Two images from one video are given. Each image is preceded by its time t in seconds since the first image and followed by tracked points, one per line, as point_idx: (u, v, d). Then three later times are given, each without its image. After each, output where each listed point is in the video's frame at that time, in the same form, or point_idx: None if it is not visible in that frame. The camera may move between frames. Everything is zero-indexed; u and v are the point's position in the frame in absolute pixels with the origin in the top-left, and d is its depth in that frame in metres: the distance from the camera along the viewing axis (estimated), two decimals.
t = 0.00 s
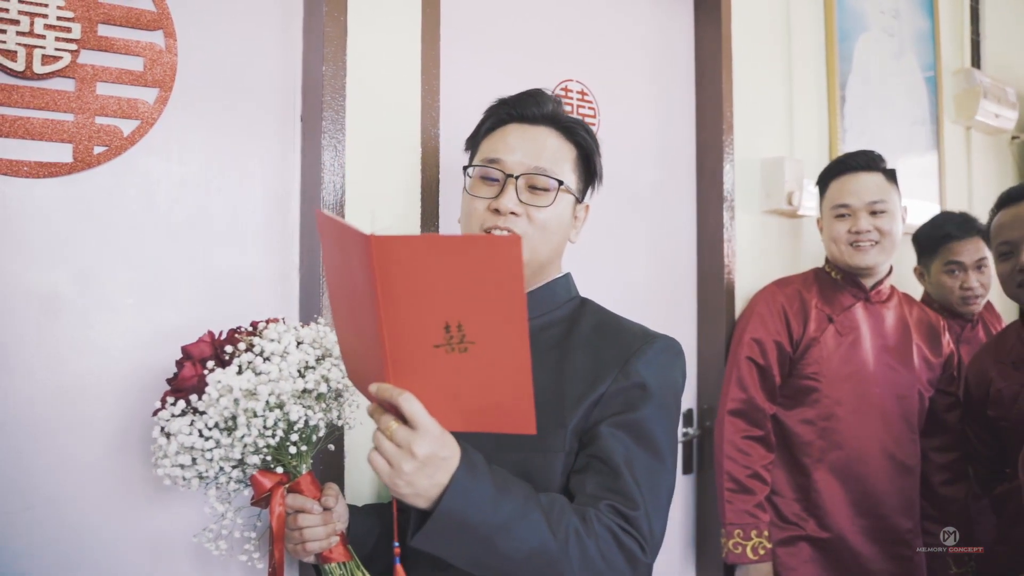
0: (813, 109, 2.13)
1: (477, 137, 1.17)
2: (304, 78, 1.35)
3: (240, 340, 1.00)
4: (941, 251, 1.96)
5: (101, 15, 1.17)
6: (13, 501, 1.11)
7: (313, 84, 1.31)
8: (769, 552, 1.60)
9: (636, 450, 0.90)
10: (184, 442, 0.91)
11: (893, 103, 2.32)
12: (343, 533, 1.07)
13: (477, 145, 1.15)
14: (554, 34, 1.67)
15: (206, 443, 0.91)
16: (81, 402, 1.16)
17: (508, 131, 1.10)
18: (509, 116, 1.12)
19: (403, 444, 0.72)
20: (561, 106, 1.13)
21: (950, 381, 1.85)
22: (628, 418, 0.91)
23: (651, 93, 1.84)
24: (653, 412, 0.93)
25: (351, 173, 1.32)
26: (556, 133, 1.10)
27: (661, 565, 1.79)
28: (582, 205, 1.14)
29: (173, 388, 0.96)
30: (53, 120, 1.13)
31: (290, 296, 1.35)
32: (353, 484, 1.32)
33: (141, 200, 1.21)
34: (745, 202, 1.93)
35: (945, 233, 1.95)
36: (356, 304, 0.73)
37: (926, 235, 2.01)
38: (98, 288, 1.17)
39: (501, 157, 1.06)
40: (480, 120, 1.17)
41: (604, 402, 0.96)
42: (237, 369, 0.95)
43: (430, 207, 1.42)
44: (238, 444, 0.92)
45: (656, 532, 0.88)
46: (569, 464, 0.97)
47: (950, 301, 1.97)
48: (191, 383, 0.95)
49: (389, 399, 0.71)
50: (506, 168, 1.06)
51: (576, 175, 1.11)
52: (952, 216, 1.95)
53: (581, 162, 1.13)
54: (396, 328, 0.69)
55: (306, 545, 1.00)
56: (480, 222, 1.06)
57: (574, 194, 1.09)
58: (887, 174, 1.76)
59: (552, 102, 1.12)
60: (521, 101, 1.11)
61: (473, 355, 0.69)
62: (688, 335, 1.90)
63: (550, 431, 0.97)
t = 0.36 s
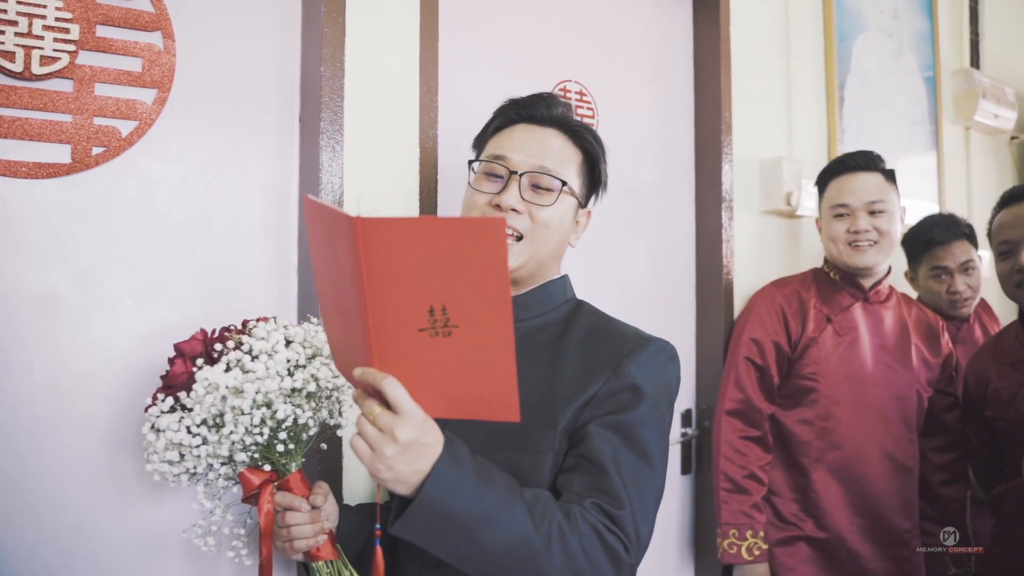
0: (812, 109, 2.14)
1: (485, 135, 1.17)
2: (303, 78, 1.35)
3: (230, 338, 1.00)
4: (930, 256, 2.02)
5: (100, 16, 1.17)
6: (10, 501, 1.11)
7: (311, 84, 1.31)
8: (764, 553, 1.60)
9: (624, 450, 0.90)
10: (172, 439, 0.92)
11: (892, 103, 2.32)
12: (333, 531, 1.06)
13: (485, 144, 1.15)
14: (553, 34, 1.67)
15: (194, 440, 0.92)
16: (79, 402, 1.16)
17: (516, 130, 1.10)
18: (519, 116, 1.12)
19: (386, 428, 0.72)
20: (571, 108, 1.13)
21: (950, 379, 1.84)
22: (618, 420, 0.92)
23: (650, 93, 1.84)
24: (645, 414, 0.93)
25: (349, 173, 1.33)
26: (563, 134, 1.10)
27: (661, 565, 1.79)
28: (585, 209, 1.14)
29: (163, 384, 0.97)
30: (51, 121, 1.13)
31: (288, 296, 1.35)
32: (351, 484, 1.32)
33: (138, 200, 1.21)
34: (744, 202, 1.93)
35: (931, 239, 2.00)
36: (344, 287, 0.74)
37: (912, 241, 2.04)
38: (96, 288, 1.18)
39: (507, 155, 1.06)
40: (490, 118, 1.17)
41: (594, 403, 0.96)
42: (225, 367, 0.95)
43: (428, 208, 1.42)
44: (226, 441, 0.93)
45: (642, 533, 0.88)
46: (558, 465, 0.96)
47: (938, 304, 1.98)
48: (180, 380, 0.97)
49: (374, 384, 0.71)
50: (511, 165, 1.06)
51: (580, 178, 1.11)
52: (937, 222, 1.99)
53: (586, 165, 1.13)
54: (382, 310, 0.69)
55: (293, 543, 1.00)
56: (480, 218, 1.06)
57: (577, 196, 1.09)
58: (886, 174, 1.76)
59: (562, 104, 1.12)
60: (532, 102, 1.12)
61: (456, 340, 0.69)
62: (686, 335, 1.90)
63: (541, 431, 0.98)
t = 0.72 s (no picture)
0: (811, 109, 2.14)
1: (481, 136, 1.17)
2: (300, 79, 1.35)
3: (217, 340, 1.00)
4: (932, 254, 2.02)
5: (96, 16, 1.17)
6: (6, 501, 1.11)
7: (308, 85, 1.31)
8: (763, 552, 1.59)
9: (616, 452, 0.90)
10: (160, 441, 0.92)
11: (890, 103, 2.32)
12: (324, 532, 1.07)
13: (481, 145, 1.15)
14: (551, 34, 1.67)
15: (181, 442, 0.92)
16: (76, 403, 1.16)
17: (512, 131, 1.09)
18: (515, 117, 1.12)
19: (374, 426, 0.72)
20: (568, 110, 1.13)
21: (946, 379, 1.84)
22: (610, 422, 0.92)
23: (648, 92, 1.84)
24: (638, 417, 0.93)
25: (345, 173, 1.33)
26: (559, 135, 1.10)
27: (658, 565, 1.79)
28: (580, 210, 1.14)
29: (151, 387, 0.97)
30: (48, 121, 1.13)
31: (285, 296, 1.35)
32: (347, 484, 1.32)
33: (135, 200, 1.21)
34: (742, 202, 1.93)
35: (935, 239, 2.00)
36: (333, 286, 0.74)
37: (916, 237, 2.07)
38: (92, 288, 1.17)
39: (503, 156, 1.06)
40: (486, 118, 1.17)
41: (587, 403, 0.97)
42: (212, 369, 0.95)
43: (425, 208, 1.42)
44: (214, 443, 0.93)
45: (633, 535, 0.88)
46: (548, 467, 0.96)
47: (940, 303, 2.03)
48: (169, 383, 0.96)
49: (362, 381, 0.71)
50: (507, 166, 1.05)
51: (576, 180, 1.11)
52: (942, 222, 1.99)
53: (582, 167, 1.13)
54: (370, 308, 0.69)
55: (283, 544, 1.01)
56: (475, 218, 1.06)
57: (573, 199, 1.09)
58: (884, 174, 1.77)
59: (559, 106, 1.12)
60: (528, 104, 1.12)
61: (443, 338, 0.69)
62: (685, 335, 1.90)
63: (533, 432, 0.98)
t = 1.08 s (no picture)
0: (810, 109, 2.14)
1: (470, 138, 1.16)
2: (298, 79, 1.36)
3: (215, 341, 1.00)
4: (932, 254, 2.03)
5: (94, 17, 1.17)
6: (4, 501, 1.11)
7: (306, 85, 1.31)
8: (762, 552, 1.60)
9: (615, 451, 0.90)
10: (157, 442, 0.92)
11: (890, 103, 2.32)
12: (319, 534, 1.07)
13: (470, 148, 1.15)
14: (550, 34, 1.67)
15: (178, 442, 0.93)
16: (75, 403, 1.16)
17: (501, 134, 1.09)
18: (503, 119, 1.11)
19: (368, 430, 0.72)
20: (555, 108, 1.12)
21: (946, 378, 1.84)
22: (609, 421, 0.92)
23: (647, 92, 1.84)
24: (636, 417, 0.93)
25: (344, 174, 1.33)
26: (548, 136, 1.09)
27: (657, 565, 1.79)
28: (575, 205, 1.14)
29: (149, 387, 0.97)
30: (46, 122, 1.13)
31: (283, 296, 1.35)
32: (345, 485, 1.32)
33: (134, 201, 1.21)
34: (741, 203, 1.94)
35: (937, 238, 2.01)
36: (326, 290, 0.74)
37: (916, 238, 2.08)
38: (91, 289, 1.18)
39: (492, 163, 1.06)
40: (474, 120, 1.17)
41: (587, 403, 0.96)
42: (209, 370, 0.95)
43: (423, 208, 1.42)
44: (210, 445, 0.93)
45: (635, 535, 0.88)
46: (547, 467, 0.96)
47: (942, 302, 2.04)
48: (167, 383, 0.96)
49: (356, 385, 0.71)
50: (498, 173, 1.05)
51: (568, 179, 1.11)
52: (942, 221, 2.02)
53: (574, 165, 1.12)
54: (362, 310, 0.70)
55: (278, 546, 1.01)
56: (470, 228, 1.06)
57: (566, 200, 1.08)
58: (882, 175, 1.77)
59: (546, 105, 1.11)
60: (515, 104, 1.11)
61: (436, 340, 0.69)
62: (684, 335, 1.90)
63: (531, 433, 0.98)
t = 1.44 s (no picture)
0: (810, 108, 2.13)
1: (454, 144, 1.16)
2: (297, 78, 1.35)
3: (217, 340, 0.99)
4: (941, 253, 2.03)
5: (92, 15, 1.17)
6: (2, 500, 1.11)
7: (305, 84, 1.31)
8: (763, 552, 1.59)
9: (623, 454, 0.90)
10: (157, 441, 0.92)
11: (890, 102, 2.32)
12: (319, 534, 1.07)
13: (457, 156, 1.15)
14: (549, 33, 1.67)
15: (177, 442, 0.92)
16: (74, 403, 1.16)
17: (483, 139, 1.08)
18: (481, 122, 1.11)
19: (384, 438, 0.71)
20: (533, 103, 1.11)
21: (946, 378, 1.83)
22: (617, 425, 0.92)
23: (647, 92, 1.84)
24: (644, 421, 0.92)
25: (343, 173, 1.33)
26: (531, 134, 1.09)
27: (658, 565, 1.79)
28: (569, 196, 1.13)
29: (150, 385, 0.97)
30: (44, 120, 1.13)
31: (283, 295, 1.34)
32: (344, 484, 1.32)
33: (133, 200, 1.21)
34: (741, 202, 1.93)
35: (942, 236, 2.02)
36: (338, 297, 0.73)
37: (920, 238, 2.08)
38: (89, 287, 1.17)
39: (478, 172, 1.06)
40: (456, 126, 1.17)
41: (595, 406, 0.96)
42: (210, 369, 0.95)
43: (422, 207, 1.42)
44: (209, 444, 0.93)
45: (642, 538, 0.88)
46: (554, 468, 0.96)
47: (951, 300, 2.04)
48: (167, 382, 0.96)
49: (371, 393, 0.70)
50: (485, 182, 1.05)
51: (557, 173, 1.10)
52: (945, 218, 2.03)
53: (563, 158, 1.12)
54: (378, 318, 0.69)
55: (277, 546, 1.00)
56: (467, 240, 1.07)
57: (557, 198, 1.08)
58: (884, 174, 1.77)
59: (523, 101, 1.11)
60: (491, 106, 1.11)
61: (453, 347, 0.69)
62: (684, 334, 1.90)
63: (538, 434, 0.97)
